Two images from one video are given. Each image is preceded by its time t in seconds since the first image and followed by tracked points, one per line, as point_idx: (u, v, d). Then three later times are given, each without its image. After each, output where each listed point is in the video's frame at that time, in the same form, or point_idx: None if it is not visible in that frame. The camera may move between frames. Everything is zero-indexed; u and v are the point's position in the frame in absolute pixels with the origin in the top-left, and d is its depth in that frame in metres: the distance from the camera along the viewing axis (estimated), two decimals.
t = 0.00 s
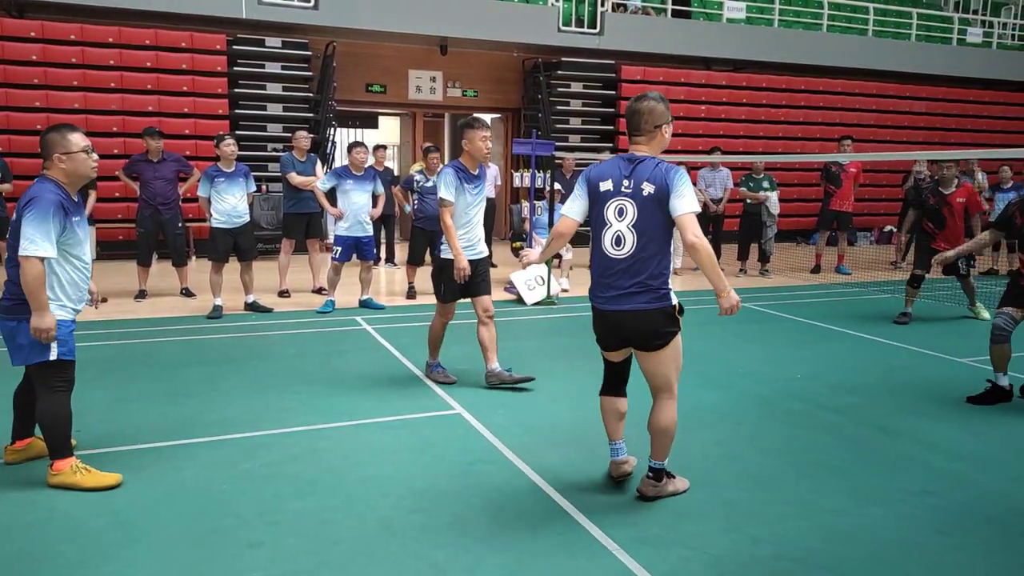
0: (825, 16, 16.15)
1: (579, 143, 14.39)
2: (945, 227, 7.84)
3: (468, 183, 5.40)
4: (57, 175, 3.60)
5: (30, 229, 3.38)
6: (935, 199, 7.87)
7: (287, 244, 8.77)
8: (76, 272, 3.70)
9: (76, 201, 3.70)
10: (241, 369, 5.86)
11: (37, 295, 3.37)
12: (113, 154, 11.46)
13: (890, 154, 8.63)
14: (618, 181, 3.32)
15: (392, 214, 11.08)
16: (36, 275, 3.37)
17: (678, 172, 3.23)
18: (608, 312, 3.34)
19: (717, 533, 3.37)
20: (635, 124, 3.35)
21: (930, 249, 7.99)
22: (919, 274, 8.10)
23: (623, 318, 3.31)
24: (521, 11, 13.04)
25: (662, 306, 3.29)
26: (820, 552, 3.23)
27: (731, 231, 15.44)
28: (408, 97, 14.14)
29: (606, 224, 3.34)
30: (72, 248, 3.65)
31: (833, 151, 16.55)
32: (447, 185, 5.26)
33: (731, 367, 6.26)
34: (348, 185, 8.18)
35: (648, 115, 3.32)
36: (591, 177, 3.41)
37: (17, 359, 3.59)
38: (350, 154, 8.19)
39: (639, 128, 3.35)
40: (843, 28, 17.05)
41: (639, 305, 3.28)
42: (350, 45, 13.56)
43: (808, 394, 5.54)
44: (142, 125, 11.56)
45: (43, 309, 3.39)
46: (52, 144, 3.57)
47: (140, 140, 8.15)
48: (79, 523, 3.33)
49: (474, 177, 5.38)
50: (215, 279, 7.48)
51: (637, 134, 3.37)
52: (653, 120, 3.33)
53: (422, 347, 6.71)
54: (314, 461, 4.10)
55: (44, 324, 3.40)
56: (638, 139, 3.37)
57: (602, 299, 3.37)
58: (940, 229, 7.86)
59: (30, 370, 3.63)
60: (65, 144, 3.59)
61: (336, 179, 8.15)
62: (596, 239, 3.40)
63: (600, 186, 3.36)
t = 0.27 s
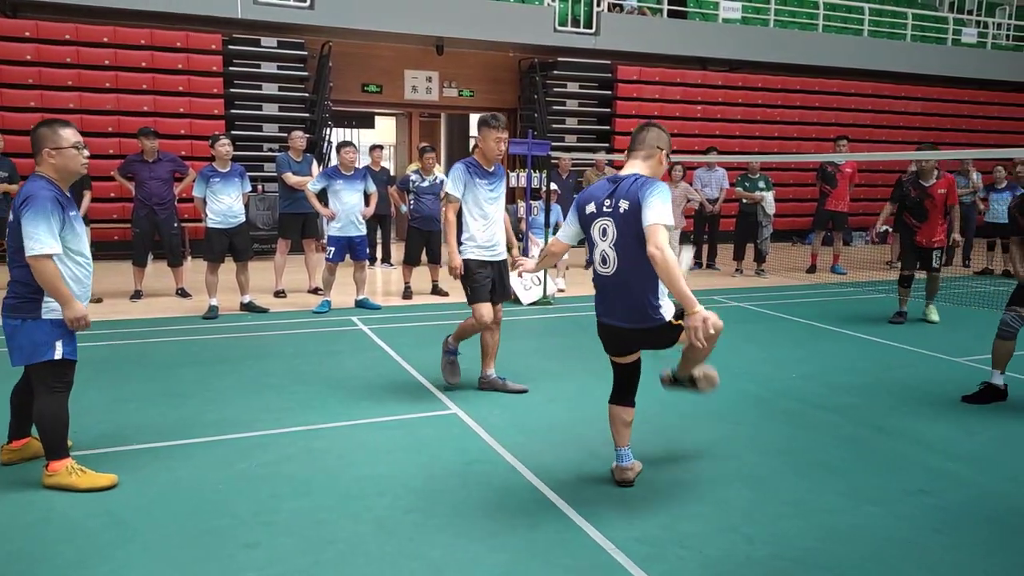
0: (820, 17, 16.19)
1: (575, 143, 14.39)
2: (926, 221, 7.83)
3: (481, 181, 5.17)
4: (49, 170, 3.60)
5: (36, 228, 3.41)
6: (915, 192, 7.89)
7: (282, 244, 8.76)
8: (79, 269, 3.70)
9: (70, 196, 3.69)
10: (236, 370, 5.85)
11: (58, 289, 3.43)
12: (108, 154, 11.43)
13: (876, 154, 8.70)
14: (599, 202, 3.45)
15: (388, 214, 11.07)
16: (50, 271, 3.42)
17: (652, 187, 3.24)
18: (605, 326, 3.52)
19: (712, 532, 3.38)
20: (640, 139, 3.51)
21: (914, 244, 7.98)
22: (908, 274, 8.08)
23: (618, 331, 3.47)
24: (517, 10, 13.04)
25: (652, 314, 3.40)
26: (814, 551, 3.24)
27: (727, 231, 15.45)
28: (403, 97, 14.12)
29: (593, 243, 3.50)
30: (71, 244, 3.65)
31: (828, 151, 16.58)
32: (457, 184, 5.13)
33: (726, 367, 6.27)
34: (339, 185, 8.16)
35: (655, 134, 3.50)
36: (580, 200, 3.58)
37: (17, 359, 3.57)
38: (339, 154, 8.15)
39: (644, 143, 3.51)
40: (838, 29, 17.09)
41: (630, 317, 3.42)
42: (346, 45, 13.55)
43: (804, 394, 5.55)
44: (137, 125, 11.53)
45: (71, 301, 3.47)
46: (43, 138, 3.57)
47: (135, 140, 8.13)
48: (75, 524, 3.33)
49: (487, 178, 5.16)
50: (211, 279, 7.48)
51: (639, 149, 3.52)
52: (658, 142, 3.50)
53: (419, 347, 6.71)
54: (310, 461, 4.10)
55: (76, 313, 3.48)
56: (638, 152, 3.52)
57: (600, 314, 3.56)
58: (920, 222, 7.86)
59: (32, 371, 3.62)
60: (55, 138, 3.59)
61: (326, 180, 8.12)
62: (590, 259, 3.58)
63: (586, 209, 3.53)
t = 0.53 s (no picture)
0: (816, 17, 16.23)
1: (572, 143, 14.42)
2: (919, 224, 7.86)
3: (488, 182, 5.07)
4: (50, 168, 3.60)
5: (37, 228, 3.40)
6: (908, 194, 7.88)
7: (280, 244, 8.76)
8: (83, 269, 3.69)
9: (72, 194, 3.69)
10: (233, 370, 5.85)
11: (53, 294, 3.41)
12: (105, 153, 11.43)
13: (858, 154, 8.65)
14: (613, 202, 3.32)
15: (385, 214, 11.07)
16: (49, 273, 3.40)
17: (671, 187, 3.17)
18: (617, 330, 3.39)
19: (708, 531, 3.39)
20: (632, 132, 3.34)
21: (906, 246, 8.01)
22: (895, 274, 8.10)
23: (632, 334, 3.36)
24: (514, 11, 13.06)
25: (669, 318, 3.30)
26: (810, 551, 3.26)
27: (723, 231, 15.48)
28: (400, 97, 14.13)
29: (604, 246, 3.37)
30: (76, 243, 3.65)
31: (824, 152, 16.63)
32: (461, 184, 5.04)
33: (723, 367, 6.28)
34: (335, 185, 8.15)
35: (647, 123, 3.34)
36: (587, 201, 3.43)
37: (23, 359, 3.57)
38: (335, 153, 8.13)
39: (638, 135, 3.35)
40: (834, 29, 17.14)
41: (646, 321, 3.31)
42: (343, 45, 13.55)
43: (800, 394, 5.58)
44: (133, 125, 11.52)
45: (61, 308, 3.43)
46: (41, 137, 3.56)
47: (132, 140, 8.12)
48: (73, 524, 3.34)
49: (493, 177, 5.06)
50: (208, 279, 7.47)
51: (633, 142, 3.36)
52: (651, 130, 3.36)
53: (416, 346, 6.72)
54: (308, 461, 4.10)
55: (63, 323, 3.45)
56: (633, 146, 3.37)
57: (608, 318, 3.42)
58: (913, 225, 7.88)
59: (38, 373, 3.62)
60: (53, 136, 3.58)
61: (322, 181, 8.12)
62: (596, 262, 3.44)
63: (595, 211, 3.38)
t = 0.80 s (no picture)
0: (813, 17, 16.26)
1: (570, 143, 14.45)
2: (908, 224, 7.87)
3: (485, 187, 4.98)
4: (65, 170, 3.61)
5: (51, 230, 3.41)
6: (899, 193, 7.91)
7: (278, 245, 8.76)
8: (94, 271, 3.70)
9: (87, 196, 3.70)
10: (231, 370, 5.85)
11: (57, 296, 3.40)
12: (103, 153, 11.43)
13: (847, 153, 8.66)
14: (643, 218, 2.86)
15: (383, 214, 11.08)
16: (55, 274, 3.39)
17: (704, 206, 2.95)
18: (648, 362, 2.97)
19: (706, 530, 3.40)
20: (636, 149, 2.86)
21: (895, 246, 8.01)
22: (881, 273, 8.05)
23: (662, 367, 2.97)
24: (512, 10, 13.07)
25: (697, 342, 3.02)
26: (807, 549, 3.27)
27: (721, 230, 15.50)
28: (398, 97, 14.14)
29: (631, 267, 2.91)
30: (88, 246, 3.67)
31: (822, 151, 16.66)
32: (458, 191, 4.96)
33: (721, 366, 6.29)
34: (333, 185, 8.16)
35: (656, 137, 2.84)
36: (605, 216, 2.88)
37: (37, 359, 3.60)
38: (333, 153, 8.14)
39: (646, 151, 2.86)
40: (832, 29, 17.18)
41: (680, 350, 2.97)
42: (341, 45, 13.56)
43: (798, 393, 5.58)
44: (131, 125, 11.51)
45: (62, 310, 3.42)
46: (57, 141, 3.57)
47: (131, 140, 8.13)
48: (72, 524, 3.34)
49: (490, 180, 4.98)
50: (206, 279, 7.48)
51: (641, 157, 2.88)
52: (660, 143, 2.85)
53: (414, 346, 6.72)
54: (307, 460, 4.11)
55: (61, 322, 3.45)
56: (643, 163, 2.89)
57: (633, 349, 2.97)
58: (904, 224, 7.89)
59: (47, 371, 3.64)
60: (67, 139, 3.59)
61: (321, 181, 8.12)
62: (617, 285, 2.95)
63: (620, 228, 2.87)
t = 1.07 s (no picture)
0: (810, 17, 16.27)
1: (567, 143, 14.43)
2: (891, 222, 7.89)
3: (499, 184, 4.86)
4: (85, 175, 3.68)
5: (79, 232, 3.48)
6: (881, 193, 7.90)
7: (275, 244, 8.74)
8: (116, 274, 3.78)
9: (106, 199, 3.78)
10: (227, 370, 5.82)
11: (90, 297, 3.48)
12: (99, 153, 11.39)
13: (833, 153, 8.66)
14: (634, 199, 2.38)
15: (380, 214, 11.06)
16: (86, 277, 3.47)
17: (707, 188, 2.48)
18: (635, 372, 2.43)
19: (704, 529, 3.40)
20: (631, 122, 2.42)
21: (880, 246, 8.00)
22: (869, 275, 8.00)
23: (650, 379, 2.44)
24: (509, 10, 13.05)
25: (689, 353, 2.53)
26: (805, 548, 3.26)
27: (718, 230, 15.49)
28: (395, 96, 14.11)
29: (620, 257, 2.40)
30: (109, 248, 3.75)
31: (819, 151, 16.67)
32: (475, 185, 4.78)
33: (719, 366, 6.28)
34: (330, 184, 8.13)
35: (655, 102, 2.41)
36: (588, 195, 2.41)
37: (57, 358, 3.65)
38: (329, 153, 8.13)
39: (641, 119, 2.42)
40: (828, 29, 17.19)
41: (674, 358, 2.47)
42: (338, 44, 13.52)
43: (795, 392, 5.58)
44: (127, 124, 11.47)
45: (96, 310, 3.50)
46: (81, 144, 3.65)
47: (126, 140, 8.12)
48: (68, 525, 3.32)
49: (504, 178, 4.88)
50: (203, 279, 7.45)
51: (636, 128, 2.44)
52: (659, 109, 2.43)
53: (411, 346, 6.70)
54: (303, 461, 4.09)
55: (97, 323, 3.53)
56: (638, 134, 2.44)
57: (615, 355, 2.44)
58: (887, 223, 7.89)
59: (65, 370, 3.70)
60: (87, 144, 3.67)
61: (317, 180, 8.09)
62: (602, 278, 2.44)
63: (606, 210, 2.39)
